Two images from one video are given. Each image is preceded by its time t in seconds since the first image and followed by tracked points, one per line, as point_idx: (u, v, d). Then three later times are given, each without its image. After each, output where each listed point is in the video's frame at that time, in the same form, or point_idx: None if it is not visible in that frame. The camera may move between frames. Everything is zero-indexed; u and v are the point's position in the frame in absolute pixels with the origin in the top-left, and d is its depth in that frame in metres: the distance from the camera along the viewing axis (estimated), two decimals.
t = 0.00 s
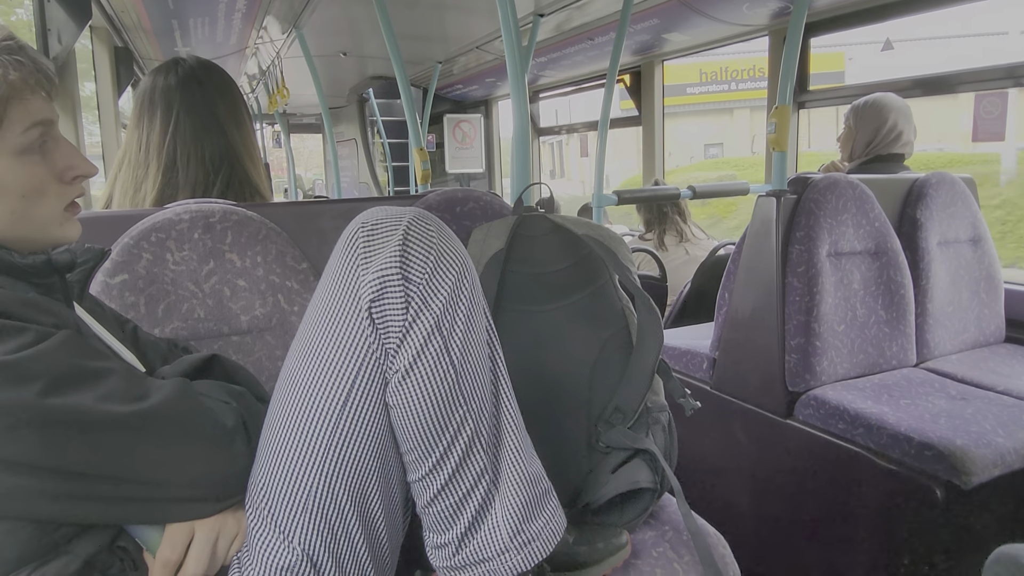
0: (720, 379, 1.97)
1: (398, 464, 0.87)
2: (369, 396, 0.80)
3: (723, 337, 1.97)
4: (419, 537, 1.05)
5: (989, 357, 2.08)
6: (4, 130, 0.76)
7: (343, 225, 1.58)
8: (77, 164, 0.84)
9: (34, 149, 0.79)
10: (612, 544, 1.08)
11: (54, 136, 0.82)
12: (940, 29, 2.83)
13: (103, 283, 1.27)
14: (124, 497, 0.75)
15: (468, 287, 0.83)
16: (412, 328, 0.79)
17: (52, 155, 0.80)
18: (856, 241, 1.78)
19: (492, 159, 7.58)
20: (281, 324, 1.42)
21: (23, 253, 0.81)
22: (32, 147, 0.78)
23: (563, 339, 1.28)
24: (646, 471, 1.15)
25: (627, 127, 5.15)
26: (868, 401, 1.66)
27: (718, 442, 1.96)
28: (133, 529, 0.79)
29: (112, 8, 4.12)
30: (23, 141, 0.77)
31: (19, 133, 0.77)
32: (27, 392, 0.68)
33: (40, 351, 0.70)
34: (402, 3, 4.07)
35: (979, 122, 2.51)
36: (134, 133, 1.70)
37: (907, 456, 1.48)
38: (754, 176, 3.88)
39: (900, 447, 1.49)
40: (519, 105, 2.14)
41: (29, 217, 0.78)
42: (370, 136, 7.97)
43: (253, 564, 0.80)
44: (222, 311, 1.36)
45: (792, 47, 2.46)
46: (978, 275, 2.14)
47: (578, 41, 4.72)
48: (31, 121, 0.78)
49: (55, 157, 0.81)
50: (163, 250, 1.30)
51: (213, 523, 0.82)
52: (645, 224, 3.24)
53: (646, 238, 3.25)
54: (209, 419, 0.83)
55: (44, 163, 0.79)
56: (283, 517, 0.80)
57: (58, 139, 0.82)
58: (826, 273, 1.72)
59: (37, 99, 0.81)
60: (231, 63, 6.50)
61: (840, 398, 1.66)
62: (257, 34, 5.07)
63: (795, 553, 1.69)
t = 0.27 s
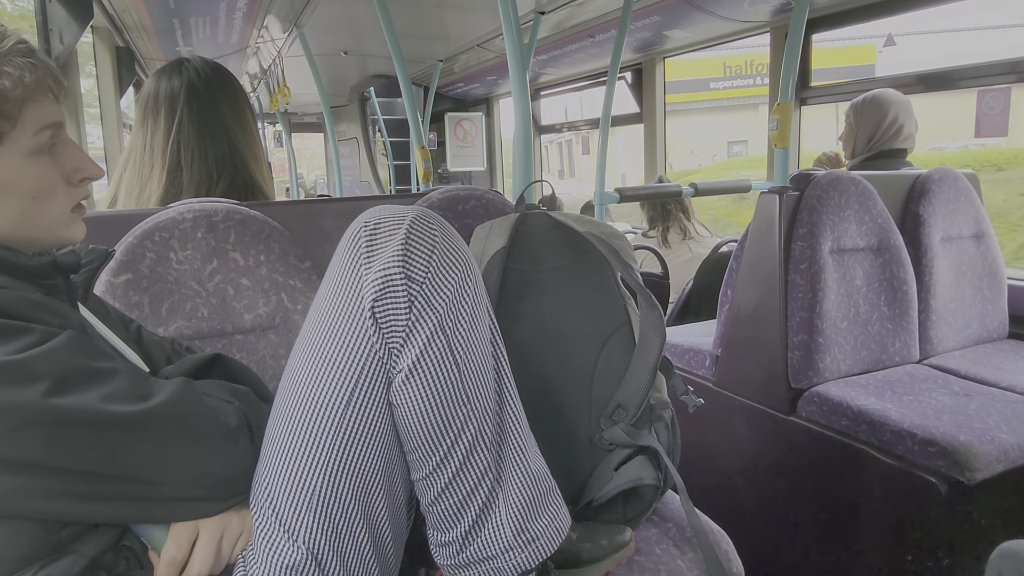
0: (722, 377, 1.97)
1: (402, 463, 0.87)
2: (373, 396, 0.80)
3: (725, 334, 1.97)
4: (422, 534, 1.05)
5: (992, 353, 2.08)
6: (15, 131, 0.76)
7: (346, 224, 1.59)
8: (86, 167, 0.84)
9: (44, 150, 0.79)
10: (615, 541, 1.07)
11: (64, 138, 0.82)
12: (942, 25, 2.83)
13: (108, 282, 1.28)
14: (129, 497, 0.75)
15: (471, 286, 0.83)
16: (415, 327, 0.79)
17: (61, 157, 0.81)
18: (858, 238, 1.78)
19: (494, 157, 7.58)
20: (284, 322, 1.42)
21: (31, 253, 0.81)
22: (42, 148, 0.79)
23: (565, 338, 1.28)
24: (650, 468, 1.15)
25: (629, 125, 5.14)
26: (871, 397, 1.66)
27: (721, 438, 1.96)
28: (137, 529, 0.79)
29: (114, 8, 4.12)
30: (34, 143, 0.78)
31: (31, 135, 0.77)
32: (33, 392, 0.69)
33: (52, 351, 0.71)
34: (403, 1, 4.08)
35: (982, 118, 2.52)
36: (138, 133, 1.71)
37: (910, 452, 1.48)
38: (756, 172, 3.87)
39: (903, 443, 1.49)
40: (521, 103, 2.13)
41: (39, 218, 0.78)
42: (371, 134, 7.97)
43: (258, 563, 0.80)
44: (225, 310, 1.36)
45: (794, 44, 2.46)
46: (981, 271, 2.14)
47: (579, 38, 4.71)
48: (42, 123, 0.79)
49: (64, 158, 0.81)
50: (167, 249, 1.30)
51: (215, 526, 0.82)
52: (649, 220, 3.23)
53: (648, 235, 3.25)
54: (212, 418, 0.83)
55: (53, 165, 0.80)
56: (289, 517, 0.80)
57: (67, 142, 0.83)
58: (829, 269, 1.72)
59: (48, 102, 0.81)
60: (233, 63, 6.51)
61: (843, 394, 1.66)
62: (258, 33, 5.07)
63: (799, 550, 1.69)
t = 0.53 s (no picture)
0: (725, 376, 1.97)
1: (405, 463, 0.87)
2: (376, 396, 0.81)
3: (728, 334, 1.97)
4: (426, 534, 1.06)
5: (995, 351, 2.08)
6: (20, 132, 0.76)
7: (348, 224, 1.59)
8: (87, 168, 0.84)
9: (47, 150, 0.79)
10: (619, 541, 1.07)
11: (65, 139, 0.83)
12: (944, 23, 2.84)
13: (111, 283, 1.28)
14: (131, 500, 0.75)
15: (473, 287, 0.83)
16: (418, 327, 0.79)
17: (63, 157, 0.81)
18: (861, 236, 1.78)
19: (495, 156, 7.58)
20: (287, 323, 1.42)
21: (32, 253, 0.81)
22: (45, 148, 0.79)
23: (566, 338, 1.29)
24: (653, 468, 1.14)
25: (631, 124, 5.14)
26: (874, 396, 1.66)
27: (723, 438, 1.96)
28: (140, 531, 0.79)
29: (116, 9, 4.14)
30: (38, 143, 0.78)
31: (35, 135, 0.78)
32: (36, 392, 0.69)
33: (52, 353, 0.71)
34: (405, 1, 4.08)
35: (985, 115, 2.52)
36: (138, 135, 1.70)
37: (913, 451, 1.48)
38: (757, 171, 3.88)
39: (906, 442, 1.49)
40: (522, 102, 2.14)
41: (43, 219, 0.79)
42: (373, 134, 7.98)
43: (260, 563, 0.80)
44: (228, 310, 1.37)
45: (796, 43, 2.46)
46: (984, 269, 2.13)
47: (581, 38, 4.71)
48: (46, 123, 0.79)
49: (66, 159, 0.82)
50: (170, 250, 1.30)
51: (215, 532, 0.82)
52: (650, 220, 3.23)
53: (650, 234, 3.25)
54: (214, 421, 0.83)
55: (55, 165, 0.80)
56: (292, 515, 0.80)
57: (69, 143, 0.83)
58: (832, 268, 1.71)
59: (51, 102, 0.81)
60: (235, 63, 6.52)
61: (846, 394, 1.66)
62: (260, 33, 5.08)
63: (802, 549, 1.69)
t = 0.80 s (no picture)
0: (727, 378, 1.97)
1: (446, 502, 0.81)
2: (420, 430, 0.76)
3: (730, 336, 1.96)
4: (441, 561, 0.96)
5: (998, 353, 2.07)
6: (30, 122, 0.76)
7: (350, 226, 1.59)
8: (91, 161, 0.85)
9: (56, 141, 0.79)
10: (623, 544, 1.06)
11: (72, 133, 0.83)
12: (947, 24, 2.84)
13: (113, 284, 1.29)
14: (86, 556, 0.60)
15: (529, 322, 0.78)
16: (469, 359, 0.74)
17: (70, 149, 0.82)
18: (863, 238, 1.78)
19: (497, 158, 7.58)
20: (289, 324, 1.42)
21: (31, 243, 0.80)
22: (54, 139, 0.79)
23: (569, 340, 1.32)
24: (655, 470, 1.14)
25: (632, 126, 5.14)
26: (877, 398, 1.65)
27: (727, 440, 1.96)
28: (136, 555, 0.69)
29: (119, 12, 4.15)
30: (47, 132, 0.78)
31: (47, 124, 0.78)
32: None
33: (26, 367, 0.58)
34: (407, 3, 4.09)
35: (988, 117, 2.52)
36: (140, 136, 1.70)
37: (917, 453, 1.47)
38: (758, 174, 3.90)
39: (909, 444, 1.49)
40: (524, 104, 2.14)
41: (46, 208, 0.79)
42: (375, 136, 7.99)
43: None
44: (231, 312, 1.37)
45: (798, 44, 2.45)
46: (987, 270, 2.13)
47: (582, 39, 4.72)
48: (57, 114, 0.80)
49: (74, 151, 0.82)
50: (172, 251, 1.31)
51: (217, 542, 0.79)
52: (651, 221, 3.23)
53: (652, 236, 3.25)
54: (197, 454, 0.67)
55: (63, 156, 0.80)
56: (310, 528, 0.77)
57: (75, 135, 0.84)
58: (835, 270, 1.71)
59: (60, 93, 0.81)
60: (237, 66, 6.54)
61: (848, 395, 1.66)
62: (263, 36, 5.09)
63: (807, 551, 1.68)
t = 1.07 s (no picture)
0: (728, 380, 1.97)
1: None
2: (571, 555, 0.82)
3: (732, 337, 1.96)
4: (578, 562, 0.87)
5: (1000, 355, 2.07)
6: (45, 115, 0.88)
7: (351, 227, 1.59)
8: (92, 158, 0.99)
9: (68, 139, 0.93)
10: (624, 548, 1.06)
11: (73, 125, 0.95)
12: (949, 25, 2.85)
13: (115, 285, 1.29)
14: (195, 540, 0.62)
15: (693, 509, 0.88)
16: (650, 516, 0.82)
17: (77, 146, 0.95)
18: (865, 240, 1.78)
19: (498, 159, 7.59)
20: (291, 325, 1.42)
21: (24, 227, 0.91)
22: (67, 136, 0.93)
23: (569, 342, 1.36)
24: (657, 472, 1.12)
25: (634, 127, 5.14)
26: (879, 401, 1.65)
27: (728, 442, 1.96)
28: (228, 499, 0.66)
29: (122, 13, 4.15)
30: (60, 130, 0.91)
31: (60, 122, 0.91)
32: None
33: None
34: (409, 5, 4.09)
35: (989, 119, 2.53)
36: (143, 137, 1.70)
37: (918, 456, 1.47)
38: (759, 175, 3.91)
39: (911, 447, 1.48)
40: (526, 105, 2.14)
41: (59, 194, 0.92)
42: (376, 137, 7.99)
43: None
44: (232, 313, 1.37)
45: (800, 45, 2.45)
46: (989, 272, 2.13)
47: (584, 41, 4.72)
48: (67, 113, 0.93)
49: (80, 148, 0.96)
50: (174, 252, 1.32)
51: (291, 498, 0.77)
52: (652, 223, 3.23)
53: (653, 237, 3.25)
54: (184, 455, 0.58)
55: (72, 151, 0.94)
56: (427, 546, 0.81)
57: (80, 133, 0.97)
58: (836, 272, 1.71)
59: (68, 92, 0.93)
60: (239, 67, 6.55)
61: (850, 398, 1.66)
62: (265, 37, 5.11)
63: (809, 554, 1.68)
